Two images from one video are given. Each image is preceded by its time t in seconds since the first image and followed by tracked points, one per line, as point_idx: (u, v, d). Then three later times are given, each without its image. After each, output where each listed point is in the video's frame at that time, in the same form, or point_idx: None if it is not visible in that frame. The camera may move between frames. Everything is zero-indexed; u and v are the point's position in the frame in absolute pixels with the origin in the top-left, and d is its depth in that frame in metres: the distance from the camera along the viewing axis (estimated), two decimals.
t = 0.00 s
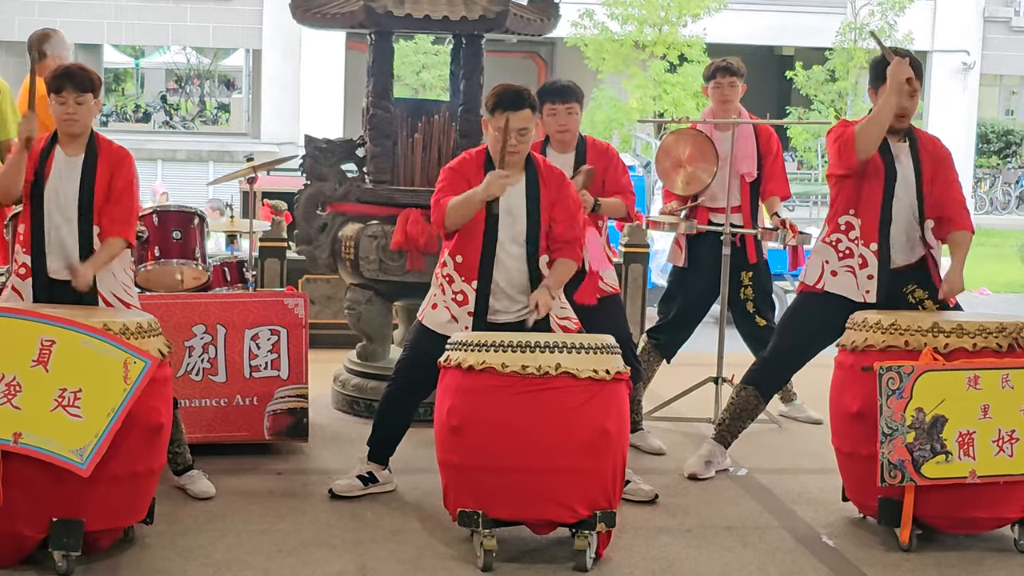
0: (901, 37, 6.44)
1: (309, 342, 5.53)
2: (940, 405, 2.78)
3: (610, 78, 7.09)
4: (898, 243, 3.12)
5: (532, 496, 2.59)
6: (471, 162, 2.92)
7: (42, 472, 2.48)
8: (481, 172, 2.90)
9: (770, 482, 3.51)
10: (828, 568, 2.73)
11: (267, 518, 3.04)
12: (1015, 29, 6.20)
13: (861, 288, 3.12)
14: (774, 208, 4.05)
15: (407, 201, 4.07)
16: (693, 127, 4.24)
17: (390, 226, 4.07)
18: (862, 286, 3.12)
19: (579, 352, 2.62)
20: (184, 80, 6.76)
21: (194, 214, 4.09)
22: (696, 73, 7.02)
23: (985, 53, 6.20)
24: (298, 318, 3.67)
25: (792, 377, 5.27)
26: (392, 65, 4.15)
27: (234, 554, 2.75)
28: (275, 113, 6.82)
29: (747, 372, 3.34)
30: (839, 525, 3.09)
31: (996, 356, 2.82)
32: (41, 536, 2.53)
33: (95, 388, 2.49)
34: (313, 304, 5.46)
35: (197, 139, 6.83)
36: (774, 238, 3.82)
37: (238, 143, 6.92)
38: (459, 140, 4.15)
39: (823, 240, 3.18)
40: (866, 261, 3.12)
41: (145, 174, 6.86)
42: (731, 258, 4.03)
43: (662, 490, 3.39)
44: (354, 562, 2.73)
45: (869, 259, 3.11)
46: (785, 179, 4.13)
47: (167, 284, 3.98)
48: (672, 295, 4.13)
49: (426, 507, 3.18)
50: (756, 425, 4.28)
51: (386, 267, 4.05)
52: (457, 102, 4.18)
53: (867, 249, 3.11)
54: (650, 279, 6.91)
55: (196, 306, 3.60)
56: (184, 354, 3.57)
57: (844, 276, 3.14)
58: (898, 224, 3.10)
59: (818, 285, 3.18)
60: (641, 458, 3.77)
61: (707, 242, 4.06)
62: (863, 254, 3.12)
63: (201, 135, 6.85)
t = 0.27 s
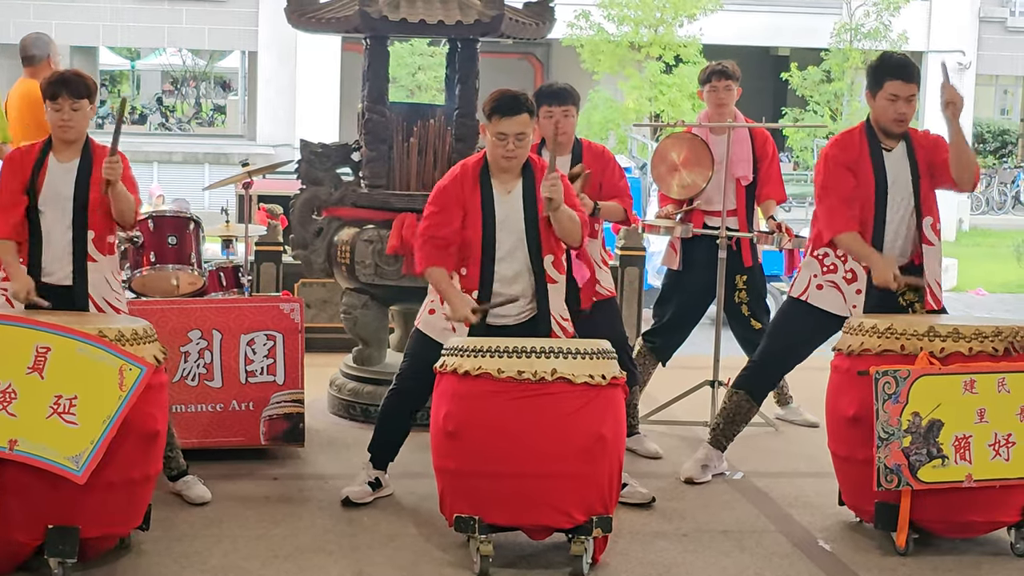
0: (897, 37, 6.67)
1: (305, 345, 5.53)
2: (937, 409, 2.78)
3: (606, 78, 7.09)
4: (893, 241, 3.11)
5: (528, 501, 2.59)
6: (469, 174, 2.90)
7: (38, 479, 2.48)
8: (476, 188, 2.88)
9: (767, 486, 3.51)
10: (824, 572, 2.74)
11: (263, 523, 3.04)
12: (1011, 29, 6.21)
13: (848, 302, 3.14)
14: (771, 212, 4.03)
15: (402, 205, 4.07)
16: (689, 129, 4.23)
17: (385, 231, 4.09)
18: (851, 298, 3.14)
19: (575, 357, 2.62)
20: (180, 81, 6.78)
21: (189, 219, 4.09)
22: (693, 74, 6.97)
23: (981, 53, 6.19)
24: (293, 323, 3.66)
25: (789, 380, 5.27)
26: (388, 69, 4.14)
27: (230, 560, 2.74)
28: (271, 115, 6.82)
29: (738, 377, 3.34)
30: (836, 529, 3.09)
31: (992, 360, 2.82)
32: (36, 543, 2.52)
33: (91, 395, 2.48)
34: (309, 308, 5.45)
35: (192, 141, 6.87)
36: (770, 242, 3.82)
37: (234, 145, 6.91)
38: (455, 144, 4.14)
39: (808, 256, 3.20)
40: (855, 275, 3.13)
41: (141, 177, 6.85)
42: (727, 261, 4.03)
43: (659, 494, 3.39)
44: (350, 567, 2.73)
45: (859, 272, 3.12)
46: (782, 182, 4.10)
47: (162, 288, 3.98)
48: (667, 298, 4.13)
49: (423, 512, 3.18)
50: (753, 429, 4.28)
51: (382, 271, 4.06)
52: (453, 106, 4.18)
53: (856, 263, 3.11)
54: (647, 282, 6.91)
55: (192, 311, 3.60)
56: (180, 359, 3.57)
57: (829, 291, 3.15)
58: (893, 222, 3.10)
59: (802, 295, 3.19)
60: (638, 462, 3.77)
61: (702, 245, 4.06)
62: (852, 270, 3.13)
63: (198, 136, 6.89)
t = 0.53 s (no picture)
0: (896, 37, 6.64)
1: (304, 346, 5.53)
2: (936, 409, 2.78)
3: (605, 79, 7.10)
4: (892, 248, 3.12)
5: (528, 501, 2.59)
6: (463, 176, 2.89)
7: (38, 480, 2.47)
8: (473, 188, 2.89)
9: (766, 486, 3.51)
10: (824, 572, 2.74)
11: (263, 525, 3.04)
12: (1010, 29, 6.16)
13: (834, 303, 3.16)
14: (768, 213, 4.05)
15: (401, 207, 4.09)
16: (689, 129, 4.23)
17: (384, 232, 4.07)
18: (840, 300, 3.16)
19: (574, 358, 2.62)
20: (179, 82, 6.80)
21: (188, 220, 4.09)
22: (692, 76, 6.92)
23: (979, 53, 6.22)
24: (292, 324, 3.66)
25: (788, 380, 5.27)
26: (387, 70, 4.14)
27: (231, 561, 2.74)
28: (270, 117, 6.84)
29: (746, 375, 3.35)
30: (835, 529, 3.09)
31: (991, 360, 2.83)
32: (36, 545, 2.52)
33: (90, 396, 2.48)
34: (308, 309, 5.45)
35: (191, 142, 6.85)
36: (767, 242, 3.81)
37: (233, 146, 6.91)
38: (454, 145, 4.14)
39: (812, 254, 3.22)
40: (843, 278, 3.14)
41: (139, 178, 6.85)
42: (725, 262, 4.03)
43: (658, 495, 3.39)
44: (350, 568, 2.72)
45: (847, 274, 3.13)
46: (780, 182, 4.10)
47: (163, 290, 3.93)
48: (666, 298, 4.12)
49: (422, 513, 3.18)
50: (752, 429, 4.28)
51: (381, 273, 4.05)
52: (452, 107, 4.19)
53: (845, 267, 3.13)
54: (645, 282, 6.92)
55: (192, 313, 3.60)
56: (179, 360, 3.57)
57: (821, 293, 3.18)
58: (894, 230, 3.10)
59: (801, 295, 3.25)
60: (637, 462, 3.77)
61: (701, 245, 4.06)
62: (842, 271, 3.14)
63: (196, 137, 6.87)
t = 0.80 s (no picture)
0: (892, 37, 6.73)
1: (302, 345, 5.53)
2: (934, 408, 2.78)
3: (602, 78, 7.11)
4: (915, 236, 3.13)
5: (527, 501, 2.59)
6: (474, 181, 2.86)
7: (37, 479, 2.47)
8: (485, 194, 2.86)
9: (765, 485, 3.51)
10: (822, 572, 2.74)
11: (261, 524, 3.04)
12: (1006, 29, 6.21)
13: (859, 290, 3.16)
14: (767, 213, 4.05)
15: (399, 206, 4.06)
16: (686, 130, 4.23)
17: (382, 231, 4.07)
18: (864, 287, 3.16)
19: (573, 356, 2.62)
20: (176, 82, 6.78)
21: (187, 219, 3.98)
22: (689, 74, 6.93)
23: (977, 53, 6.21)
24: (290, 323, 3.66)
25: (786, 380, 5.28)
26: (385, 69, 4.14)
27: (229, 560, 2.74)
28: (268, 117, 6.85)
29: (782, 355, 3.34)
30: (834, 528, 3.09)
31: (990, 359, 2.83)
32: (34, 544, 2.51)
33: (89, 395, 2.48)
34: (306, 308, 5.45)
35: (190, 142, 6.83)
36: (768, 240, 3.80)
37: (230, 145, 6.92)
38: (452, 145, 4.14)
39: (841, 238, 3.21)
40: (872, 264, 3.16)
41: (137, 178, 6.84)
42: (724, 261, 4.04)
43: (657, 494, 3.39)
44: (349, 568, 2.72)
45: (875, 262, 3.15)
46: (779, 182, 4.11)
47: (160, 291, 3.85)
48: (664, 297, 4.13)
49: (421, 512, 3.18)
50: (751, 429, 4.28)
51: (379, 272, 4.05)
52: (450, 106, 4.19)
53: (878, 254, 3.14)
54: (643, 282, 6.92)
55: (191, 311, 3.59)
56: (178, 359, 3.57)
57: (846, 275, 3.18)
58: (918, 214, 3.10)
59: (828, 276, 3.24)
60: (636, 462, 3.77)
61: (700, 244, 4.06)
62: (870, 258, 3.16)
63: (194, 137, 6.86)
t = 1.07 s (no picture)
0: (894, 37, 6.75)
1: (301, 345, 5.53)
2: (935, 408, 2.78)
3: (602, 78, 7.12)
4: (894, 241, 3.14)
5: (527, 501, 2.59)
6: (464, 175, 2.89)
7: (36, 478, 2.47)
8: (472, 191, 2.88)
9: (765, 485, 3.51)
10: (822, 572, 2.74)
11: (261, 523, 3.03)
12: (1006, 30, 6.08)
13: (842, 295, 3.19)
14: (767, 213, 4.05)
15: (400, 205, 4.08)
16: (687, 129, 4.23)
17: (382, 231, 4.07)
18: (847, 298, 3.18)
19: (574, 356, 2.62)
20: (175, 82, 6.79)
21: (186, 219, 4.04)
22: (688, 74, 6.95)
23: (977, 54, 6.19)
24: (291, 323, 3.65)
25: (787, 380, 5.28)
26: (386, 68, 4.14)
27: (229, 560, 2.74)
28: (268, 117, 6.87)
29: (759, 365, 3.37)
30: (834, 528, 3.09)
31: (990, 359, 2.83)
32: (34, 543, 2.51)
33: (89, 394, 2.47)
34: (306, 308, 5.44)
35: (189, 142, 6.81)
36: (767, 241, 3.81)
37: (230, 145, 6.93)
38: (453, 145, 4.13)
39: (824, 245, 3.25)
40: (851, 272, 3.17)
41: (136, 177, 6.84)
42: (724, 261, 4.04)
43: (657, 494, 3.39)
44: (349, 567, 2.72)
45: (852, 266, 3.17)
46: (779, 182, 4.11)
47: (160, 289, 3.95)
48: (665, 298, 4.13)
49: (421, 512, 3.17)
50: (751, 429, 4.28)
51: (379, 271, 4.05)
52: (450, 106, 4.19)
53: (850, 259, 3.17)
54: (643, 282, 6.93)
55: (191, 311, 3.60)
56: (178, 358, 3.57)
57: (828, 282, 3.21)
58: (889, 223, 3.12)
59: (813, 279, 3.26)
60: (636, 461, 3.77)
61: (700, 244, 4.06)
62: (849, 266, 3.17)
63: (193, 137, 6.84)
